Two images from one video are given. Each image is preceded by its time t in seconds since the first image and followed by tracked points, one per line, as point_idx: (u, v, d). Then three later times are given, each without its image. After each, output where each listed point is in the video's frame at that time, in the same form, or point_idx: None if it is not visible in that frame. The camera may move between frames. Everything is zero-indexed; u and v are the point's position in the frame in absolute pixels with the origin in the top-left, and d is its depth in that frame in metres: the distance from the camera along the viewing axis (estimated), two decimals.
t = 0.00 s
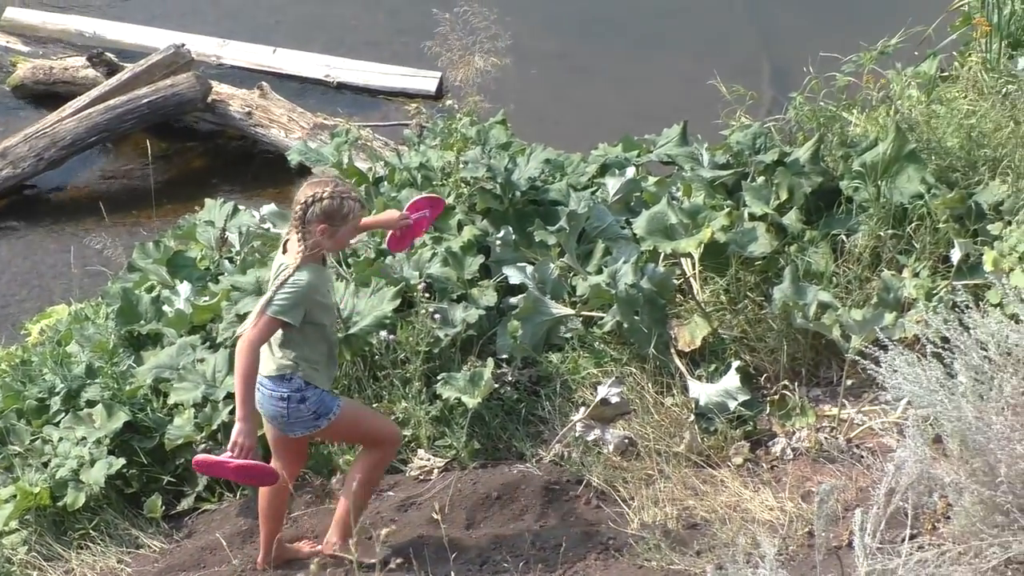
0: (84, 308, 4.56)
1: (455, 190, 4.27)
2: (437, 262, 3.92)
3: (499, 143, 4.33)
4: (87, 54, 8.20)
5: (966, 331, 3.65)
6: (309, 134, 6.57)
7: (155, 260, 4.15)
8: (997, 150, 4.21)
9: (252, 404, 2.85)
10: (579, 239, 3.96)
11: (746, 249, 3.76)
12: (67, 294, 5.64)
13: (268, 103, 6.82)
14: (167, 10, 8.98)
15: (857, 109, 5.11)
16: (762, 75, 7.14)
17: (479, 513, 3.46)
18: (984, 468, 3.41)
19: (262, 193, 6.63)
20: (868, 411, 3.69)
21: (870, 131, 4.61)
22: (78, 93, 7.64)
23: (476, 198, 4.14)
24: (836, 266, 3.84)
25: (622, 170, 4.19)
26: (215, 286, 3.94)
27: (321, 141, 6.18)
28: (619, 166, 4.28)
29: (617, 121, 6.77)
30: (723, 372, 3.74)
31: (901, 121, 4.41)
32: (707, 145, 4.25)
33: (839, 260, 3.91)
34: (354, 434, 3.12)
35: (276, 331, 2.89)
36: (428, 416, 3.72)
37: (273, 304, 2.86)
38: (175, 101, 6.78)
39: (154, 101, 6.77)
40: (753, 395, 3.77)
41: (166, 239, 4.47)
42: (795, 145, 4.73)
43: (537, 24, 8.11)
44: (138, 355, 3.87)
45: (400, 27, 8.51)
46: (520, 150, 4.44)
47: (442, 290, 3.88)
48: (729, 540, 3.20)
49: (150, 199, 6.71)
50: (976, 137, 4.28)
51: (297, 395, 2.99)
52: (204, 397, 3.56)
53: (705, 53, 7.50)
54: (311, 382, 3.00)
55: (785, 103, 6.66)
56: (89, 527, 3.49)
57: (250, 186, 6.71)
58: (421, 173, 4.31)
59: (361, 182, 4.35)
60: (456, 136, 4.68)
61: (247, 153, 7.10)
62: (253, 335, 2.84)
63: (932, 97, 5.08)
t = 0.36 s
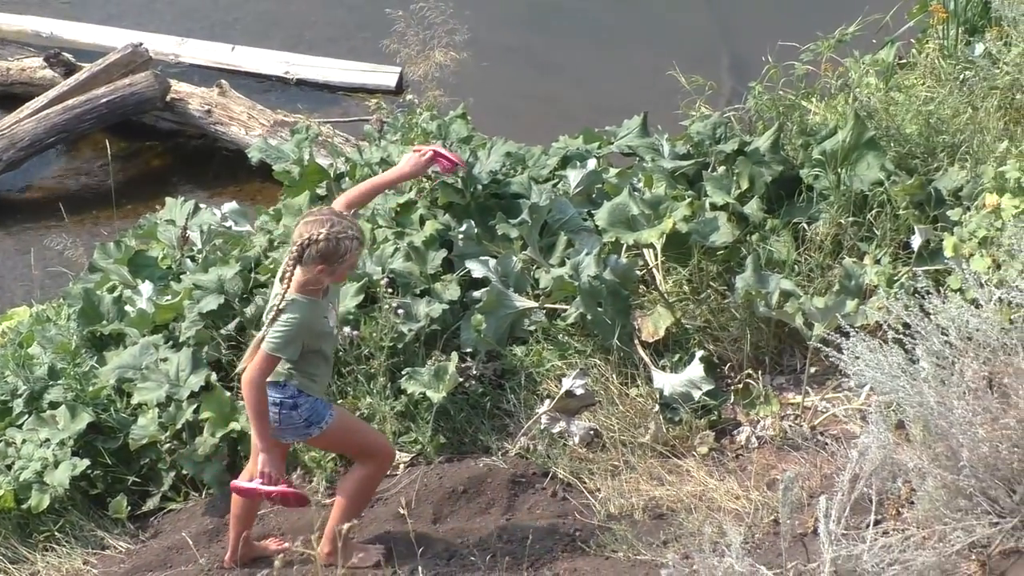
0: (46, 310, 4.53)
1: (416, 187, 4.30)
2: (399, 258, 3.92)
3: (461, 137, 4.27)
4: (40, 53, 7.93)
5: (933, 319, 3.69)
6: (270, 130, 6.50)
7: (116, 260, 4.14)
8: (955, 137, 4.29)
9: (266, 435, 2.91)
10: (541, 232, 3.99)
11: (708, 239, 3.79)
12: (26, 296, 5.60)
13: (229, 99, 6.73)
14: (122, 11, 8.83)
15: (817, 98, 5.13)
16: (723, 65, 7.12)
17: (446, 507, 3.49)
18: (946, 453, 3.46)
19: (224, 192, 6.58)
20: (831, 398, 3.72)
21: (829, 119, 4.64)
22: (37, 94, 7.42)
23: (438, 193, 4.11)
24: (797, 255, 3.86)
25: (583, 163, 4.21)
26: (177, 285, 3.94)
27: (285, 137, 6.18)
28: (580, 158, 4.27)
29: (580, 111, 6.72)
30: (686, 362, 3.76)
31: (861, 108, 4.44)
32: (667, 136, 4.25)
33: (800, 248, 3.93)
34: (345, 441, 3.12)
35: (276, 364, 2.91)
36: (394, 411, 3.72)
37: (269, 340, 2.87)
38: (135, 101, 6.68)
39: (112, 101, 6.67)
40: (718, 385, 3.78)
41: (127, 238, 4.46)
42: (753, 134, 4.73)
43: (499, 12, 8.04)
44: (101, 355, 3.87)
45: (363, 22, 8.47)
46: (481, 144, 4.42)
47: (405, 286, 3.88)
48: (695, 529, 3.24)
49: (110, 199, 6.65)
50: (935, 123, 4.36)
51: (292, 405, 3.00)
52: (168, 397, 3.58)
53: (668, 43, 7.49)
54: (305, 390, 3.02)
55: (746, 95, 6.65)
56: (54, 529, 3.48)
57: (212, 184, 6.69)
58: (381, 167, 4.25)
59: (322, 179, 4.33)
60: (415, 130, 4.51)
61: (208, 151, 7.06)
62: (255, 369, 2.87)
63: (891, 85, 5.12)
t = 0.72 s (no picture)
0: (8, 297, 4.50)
1: (380, 169, 4.17)
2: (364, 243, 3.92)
3: (423, 121, 4.33)
4: None
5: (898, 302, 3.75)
6: (233, 116, 6.45)
7: (79, 247, 4.13)
8: (918, 118, 4.26)
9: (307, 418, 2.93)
10: (506, 216, 3.99)
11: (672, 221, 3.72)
12: None
13: (191, 86, 6.70)
14: None
15: (780, 79, 5.12)
16: (689, 44, 7.02)
17: (414, 491, 3.48)
18: (911, 431, 3.48)
19: (187, 177, 6.53)
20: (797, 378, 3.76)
21: (792, 100, 4.66)
22: None
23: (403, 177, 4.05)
24: (761, 236, 3.87)
25: (547, 145, 4.23)
26: (140, 272, 3.95)
27: (245, 124, 6.11)
28: (543, 141, 4.29)
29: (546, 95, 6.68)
30: (652, 344, 3.79)
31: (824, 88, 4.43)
32: (632, 119, 4.27)
33: (764, 230, 3.95)
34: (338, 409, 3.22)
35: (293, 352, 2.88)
36: (360, 396, 3.73)
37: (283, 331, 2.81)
38: (96, 87, 6.58)
39: (73, 87, 6.58)
40: (684, 367, 3.82)
41: (89, 225, 4.44)
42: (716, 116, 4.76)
43: None
44: (65, 342, 3.86)
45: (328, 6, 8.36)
46: (444, 127, 4.44)
47: (370, 270, 3.87)
48: (662, 511, 3.28)
49: (72, 186, 6.60)
50: (898, 104, 4.33)
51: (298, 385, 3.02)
52: (133, 383, 3.59)
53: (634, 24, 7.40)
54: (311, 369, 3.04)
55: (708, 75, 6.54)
56: (20, 516, 3.48)
57: (175, 169, 6.63)
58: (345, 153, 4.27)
59: (286, 164, 4.36)
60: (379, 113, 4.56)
61: (171, 136, 6.99)
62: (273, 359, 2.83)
63: (853, 67, 5.12)
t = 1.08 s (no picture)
0: None
1: (348, 164, 4.16)
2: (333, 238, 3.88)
3: (392, 116, 4.32)
4: None
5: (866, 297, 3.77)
6: (200, 110, 6.40)
7: (47, 244, 4.11)
8: (885, 112, 4.32)
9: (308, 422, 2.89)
10: (475, 211, 4.00)
11: (642, 216, 3.71)
12: None
13: (157, 79, 6.61)
14: None
15: (747, 73, 5.16)
16: (657, 42, 7.00)
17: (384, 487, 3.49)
18: (881, 427, 3.45)
19: (153, 172, 6.51)
20: (766, 374, 3.78)
21: (760, 96, 4.70)
22: None
23: (371, 172, 4.08)
24: (730, 231, 3.89)
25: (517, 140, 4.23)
26: (108, 268, 3.93)
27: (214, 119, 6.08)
28: (513, 136, 4.30)
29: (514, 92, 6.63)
30: (621, 340, 3.79)
31: (791, 82, 4.48)
32: (600, 114, 4.28)
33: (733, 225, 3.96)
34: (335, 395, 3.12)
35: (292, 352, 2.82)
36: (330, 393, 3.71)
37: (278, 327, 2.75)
38: (63, 80, 6.60)
39: (40, 81, 6.58)
40: (653, 362, 3.82)
41: (56, 221, 4.43)
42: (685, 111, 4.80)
43: None
44: (32, 339, 3.83)
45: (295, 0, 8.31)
46: (413, 121, 4.41)
47: (338, 266, 3.85)
48: (632, 506, 3.28)
49: (38, 180, 6.56)
50: (865, 99, 4.39)
51: (293, 380, 2.93)
52: (101, 379, 3.56)
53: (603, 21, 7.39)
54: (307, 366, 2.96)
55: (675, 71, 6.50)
56: None
57: (142, 164, 6.60)
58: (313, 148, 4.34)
59: (254, 159, 4.41)
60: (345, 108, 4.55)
61: (137, 131, 6.99)
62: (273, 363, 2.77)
63: (820, 61, 5.13)
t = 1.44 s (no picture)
0: None
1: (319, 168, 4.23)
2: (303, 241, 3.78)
3: (362, 119, 4.32)
4: None
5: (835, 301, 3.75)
6: (168, 113, 6.45)
7: (15, 247, 4.08)
8: (854, 117, 4.36)
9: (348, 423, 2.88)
10: (445, 215, 4.01)
11: (613, 220, 3.73)
12: None
13: (126, 82, 6.65)
14: None
15: (717, 79, 5.22)
16: (625, 45, 7.01)
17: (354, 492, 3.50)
18: (853, 433, 3.49)
19: (122, 174, 6.47)
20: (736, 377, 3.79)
21: (730, 101, 4.75)
22: None
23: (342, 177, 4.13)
24: (701, 235, 3.91)
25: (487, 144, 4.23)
26: (77, 271, 3.91)
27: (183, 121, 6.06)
28: (483, 140, 4.29)
29: (484, 94, 6.63)
30: (592, 344, 3.80)
31: (764, 88, 4.59)
32: (570, 118, 4.28)
33: (704, 229, 3.97)
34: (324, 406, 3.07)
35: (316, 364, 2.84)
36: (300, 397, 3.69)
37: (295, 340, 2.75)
38: (29, 82, 6.55)
39: (7, 82, 6.52)
40: (623, 366, 3.83)
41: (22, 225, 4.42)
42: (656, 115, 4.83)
43: None
44: None
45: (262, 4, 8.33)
46: (383, 125, 4.43)
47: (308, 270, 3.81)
48: (604, 510, 3.29)
49: (6, 182, 6.50)
50: (834, 104, 4.42)
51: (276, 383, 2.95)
52: (70, 384, 3.54)
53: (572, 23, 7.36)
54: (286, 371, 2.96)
55: (644, 75, 6.50)
56: None
57: (111, 166, 6.57)
58: (283, 151, 4.37)
59: (223, 162, 4.46)
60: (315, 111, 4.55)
61: (105, 133, 6.93)
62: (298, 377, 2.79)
63: (789, 66, 5.21)
